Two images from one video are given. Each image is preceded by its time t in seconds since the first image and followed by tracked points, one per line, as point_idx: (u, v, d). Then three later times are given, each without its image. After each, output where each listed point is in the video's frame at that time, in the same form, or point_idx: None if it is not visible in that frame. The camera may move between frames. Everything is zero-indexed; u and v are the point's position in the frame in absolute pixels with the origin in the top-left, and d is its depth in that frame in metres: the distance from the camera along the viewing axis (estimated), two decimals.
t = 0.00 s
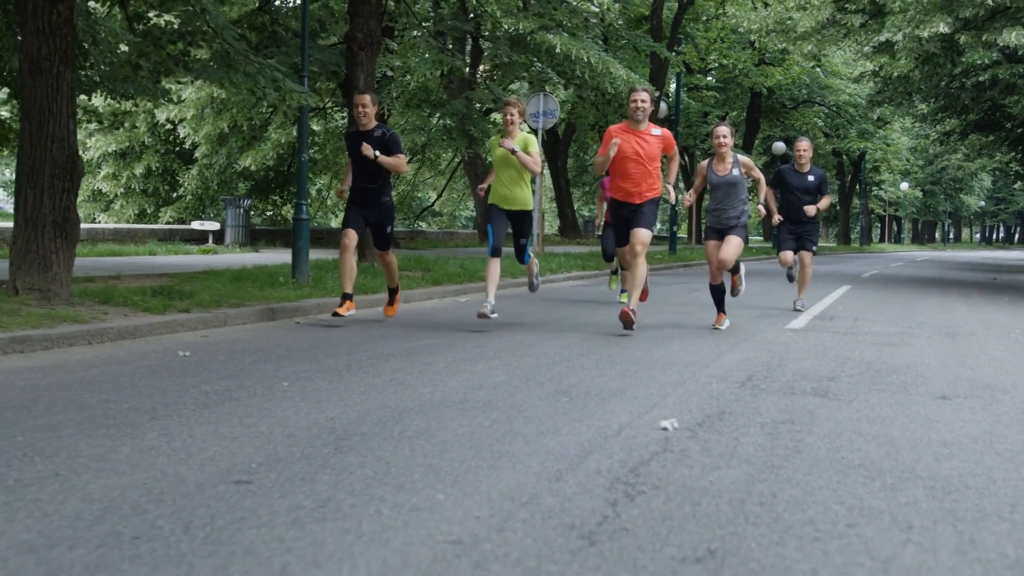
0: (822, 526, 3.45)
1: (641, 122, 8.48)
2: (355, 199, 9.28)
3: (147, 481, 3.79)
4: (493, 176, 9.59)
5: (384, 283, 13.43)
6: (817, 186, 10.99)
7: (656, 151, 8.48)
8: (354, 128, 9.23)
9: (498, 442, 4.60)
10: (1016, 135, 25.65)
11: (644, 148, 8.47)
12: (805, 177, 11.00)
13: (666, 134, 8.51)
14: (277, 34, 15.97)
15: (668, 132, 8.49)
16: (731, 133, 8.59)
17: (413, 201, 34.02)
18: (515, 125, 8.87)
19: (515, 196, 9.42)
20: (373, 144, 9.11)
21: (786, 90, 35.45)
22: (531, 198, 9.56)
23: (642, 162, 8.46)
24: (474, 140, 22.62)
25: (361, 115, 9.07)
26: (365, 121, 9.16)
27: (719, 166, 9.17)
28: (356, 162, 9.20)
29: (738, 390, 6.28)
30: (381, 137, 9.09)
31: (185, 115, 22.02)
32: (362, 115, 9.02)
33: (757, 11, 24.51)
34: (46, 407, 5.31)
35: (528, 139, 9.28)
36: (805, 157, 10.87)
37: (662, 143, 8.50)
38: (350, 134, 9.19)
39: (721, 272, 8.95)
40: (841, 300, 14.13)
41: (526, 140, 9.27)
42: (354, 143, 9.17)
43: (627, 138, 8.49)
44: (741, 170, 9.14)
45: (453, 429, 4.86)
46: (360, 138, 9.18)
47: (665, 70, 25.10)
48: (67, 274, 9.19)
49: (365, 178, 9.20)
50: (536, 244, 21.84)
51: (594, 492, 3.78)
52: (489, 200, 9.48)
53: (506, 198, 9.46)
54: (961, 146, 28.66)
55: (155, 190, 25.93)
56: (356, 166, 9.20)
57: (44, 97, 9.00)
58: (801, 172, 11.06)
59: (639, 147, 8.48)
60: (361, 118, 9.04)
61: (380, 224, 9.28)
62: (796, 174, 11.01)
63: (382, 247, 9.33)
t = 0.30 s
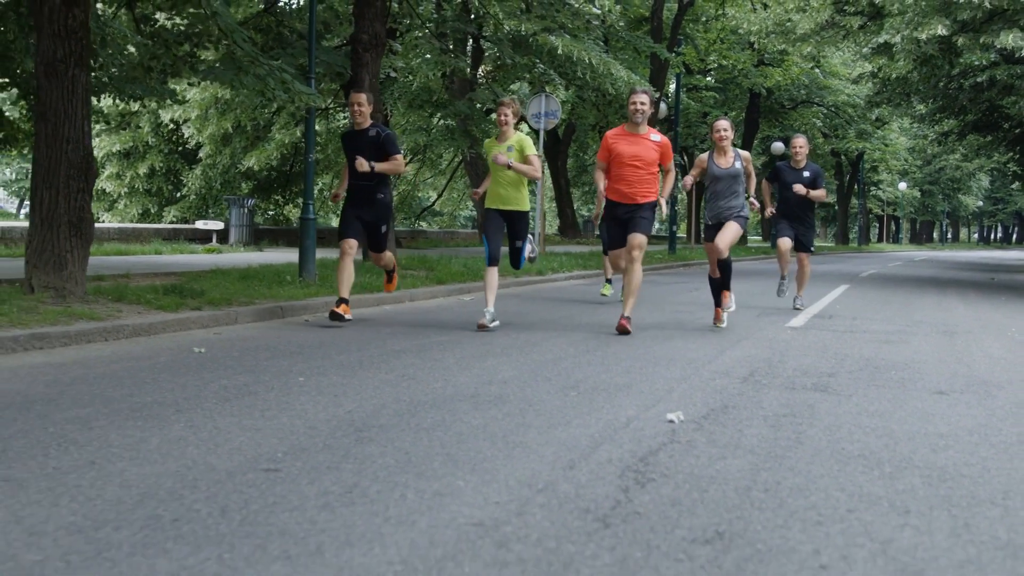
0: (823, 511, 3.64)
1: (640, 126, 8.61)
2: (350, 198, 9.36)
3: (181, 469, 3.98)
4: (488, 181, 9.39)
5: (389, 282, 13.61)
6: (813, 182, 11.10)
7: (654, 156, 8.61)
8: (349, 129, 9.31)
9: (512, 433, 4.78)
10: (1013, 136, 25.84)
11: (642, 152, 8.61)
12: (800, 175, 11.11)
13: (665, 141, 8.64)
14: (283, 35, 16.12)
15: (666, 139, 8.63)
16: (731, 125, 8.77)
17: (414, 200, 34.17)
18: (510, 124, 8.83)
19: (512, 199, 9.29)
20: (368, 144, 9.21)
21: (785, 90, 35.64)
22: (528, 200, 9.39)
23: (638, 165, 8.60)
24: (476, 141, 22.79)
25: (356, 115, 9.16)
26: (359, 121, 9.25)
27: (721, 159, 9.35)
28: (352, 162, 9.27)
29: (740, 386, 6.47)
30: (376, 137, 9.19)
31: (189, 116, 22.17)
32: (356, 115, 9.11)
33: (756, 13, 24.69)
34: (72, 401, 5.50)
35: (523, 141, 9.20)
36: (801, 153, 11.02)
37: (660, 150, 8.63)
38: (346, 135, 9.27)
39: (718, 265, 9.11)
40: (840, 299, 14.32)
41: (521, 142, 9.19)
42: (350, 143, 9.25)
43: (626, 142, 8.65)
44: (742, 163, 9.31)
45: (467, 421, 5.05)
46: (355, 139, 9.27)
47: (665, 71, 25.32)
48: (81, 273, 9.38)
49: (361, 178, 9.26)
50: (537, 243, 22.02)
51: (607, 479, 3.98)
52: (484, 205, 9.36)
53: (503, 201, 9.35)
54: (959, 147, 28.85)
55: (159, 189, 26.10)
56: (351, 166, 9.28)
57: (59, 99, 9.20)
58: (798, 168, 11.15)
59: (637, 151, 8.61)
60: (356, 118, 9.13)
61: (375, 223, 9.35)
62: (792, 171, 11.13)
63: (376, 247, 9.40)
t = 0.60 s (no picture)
0: (826, 495, 3.86)
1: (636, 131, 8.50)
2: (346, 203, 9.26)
3: (216, 457, 4.19)
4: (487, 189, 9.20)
5: (395, 281, 13.82)
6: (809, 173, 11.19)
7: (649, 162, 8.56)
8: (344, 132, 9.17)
9: (527, 424, 4.99)
10: (1011, 136, 26.06)
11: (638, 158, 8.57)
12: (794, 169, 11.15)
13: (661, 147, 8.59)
14: (289, 37, 16.32)
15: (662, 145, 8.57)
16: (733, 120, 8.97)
17: (416, 200, 34.36)
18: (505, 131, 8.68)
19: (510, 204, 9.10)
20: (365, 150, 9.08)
21: (784, 91, 35.85)
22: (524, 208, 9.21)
23: (636, 170, 8.56)
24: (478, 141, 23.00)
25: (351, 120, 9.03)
26: (355, 125, 9.11)
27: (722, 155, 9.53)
28: (347, 167, 9.15)
29: (744, 380, 6.69)
30: (373, 143, 9.06)
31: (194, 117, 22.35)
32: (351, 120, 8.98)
33: (756, 15, 24.91)
34: (101, 394, 5.71)
35: (520, 146, 9.06)
36: (794, 146, 11.08)
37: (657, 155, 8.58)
38: (341, 139, 9.14)
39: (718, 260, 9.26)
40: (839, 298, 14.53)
41: (517, 148, 9.05)
42: (346, 149, 9.12)
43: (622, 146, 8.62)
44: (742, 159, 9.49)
45: (483, 413, 5.26)
46: (351, 143, 9.14)
47: (665, 73, 25.64)
48: (98, 272, 9.60)
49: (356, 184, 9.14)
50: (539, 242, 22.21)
51: (621, 467, 4.19)
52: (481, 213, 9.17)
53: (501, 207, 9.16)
54: (957, 147, 29.06)
55: (163, 189, 26.29)
56: (347, 172, 9.16)
57: (77, 102, 9.41)
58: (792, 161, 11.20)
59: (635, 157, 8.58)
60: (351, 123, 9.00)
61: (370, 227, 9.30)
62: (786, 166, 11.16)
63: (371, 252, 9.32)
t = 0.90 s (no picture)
0: (832, 483, 4.04)
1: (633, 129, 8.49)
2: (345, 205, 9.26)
3: (248, 448, 4.39)
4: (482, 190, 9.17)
5: (404, 281, 14.00)
6: (808, 171, 11.30)
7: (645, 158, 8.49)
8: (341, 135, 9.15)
9: (543, 418, 5.18)
10: (1012, 137, 26.23)
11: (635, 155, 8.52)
12: (793, 168, 11.24)
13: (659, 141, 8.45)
14: (297, 40, 16.54)
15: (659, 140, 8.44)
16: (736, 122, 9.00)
17: (420, 201, 34.53)
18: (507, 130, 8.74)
19: (510, 204, 9.10)
20: (366, 152, 9.08)
21: (786, 93, 35.99)
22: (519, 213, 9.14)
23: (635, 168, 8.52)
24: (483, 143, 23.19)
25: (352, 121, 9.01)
26: (354, 127, 9.08)
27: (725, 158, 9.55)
28: (347, 169, 9.13)
29: (750, 377, 6.88)
30: (375, 145, 9.07)
31: (202, 118, 22.54)
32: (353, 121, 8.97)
33: (759, 17, 25.06)
34: (129, 389, 5.91)
35: (521, 148, 9.12)
36: (793, 143, 11.18)
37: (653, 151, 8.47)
38: (340, 142, 9.11)
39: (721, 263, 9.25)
40: (842, 298, 14.72)
41: (519, 150, 9.10)
42: (346, 151, 9.10)
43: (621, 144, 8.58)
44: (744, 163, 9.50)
45: (500, 407, 5.45)
46: (349, 145, 9.12)
47: (668, 74, 25.82)
48: (115, 272, 9.79)
49: (357, 186, 9.12)
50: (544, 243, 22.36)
51: (635, 456, 4.38)
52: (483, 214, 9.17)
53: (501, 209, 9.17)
54: (958, 147, 29.22)
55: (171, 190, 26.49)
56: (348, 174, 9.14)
57: (95, 105, 9.60)
58: (790, 161, 11.30)
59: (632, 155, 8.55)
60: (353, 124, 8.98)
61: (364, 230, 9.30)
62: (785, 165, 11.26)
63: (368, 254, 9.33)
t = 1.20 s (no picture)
0: (837, 472, 4.23)
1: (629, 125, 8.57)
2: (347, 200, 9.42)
3: (277, 440, 4.58)
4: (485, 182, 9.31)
5: (412, 281, 14.19)
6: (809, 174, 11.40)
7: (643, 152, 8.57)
8: (344, 130, 9.32)
9: (559, 412, 5.37)
10: (1013, 138, 26.41)
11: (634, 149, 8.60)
12: (793, 171, 11.36)
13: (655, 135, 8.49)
14: (305, 42, 16.73)
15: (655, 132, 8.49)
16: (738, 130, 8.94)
17: (424, 202, 34.72)
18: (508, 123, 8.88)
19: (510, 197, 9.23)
20: (369, 146, 9.26)
21: (788, 94, 36.16)
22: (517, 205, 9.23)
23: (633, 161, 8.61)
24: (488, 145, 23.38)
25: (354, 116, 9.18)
26: (357, 122, 9.25)
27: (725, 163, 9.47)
28: (349, 164, 9.30)
29: (756, 374, 7.07)
30: (378, 140, 9.25)
31: (209, 120, 22.74)
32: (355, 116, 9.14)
33: (762, 19, 25.22)
34: (155, 385, 6.10)
35: (523, 142, 9.26)
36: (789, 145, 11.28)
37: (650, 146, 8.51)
38: (343, 136, 9.28)
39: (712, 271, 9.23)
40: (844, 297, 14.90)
41: (521, 144, 9.25)
42: (348, 145, 9.27)
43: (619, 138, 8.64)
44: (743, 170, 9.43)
45: (515, 402, 5.65)
46: (352, 140, 9.29)
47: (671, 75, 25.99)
48: (132, 271, 9.98)
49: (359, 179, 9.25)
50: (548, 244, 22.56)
51: (648, 448, 4.56)
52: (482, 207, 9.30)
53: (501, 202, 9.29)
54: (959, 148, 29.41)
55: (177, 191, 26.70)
56: (349, 169, 9.30)
57: (113, 108, 9.79)
58: (790, 163, 11.39)
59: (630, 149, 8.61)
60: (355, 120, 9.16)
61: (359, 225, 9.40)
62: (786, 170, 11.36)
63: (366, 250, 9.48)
